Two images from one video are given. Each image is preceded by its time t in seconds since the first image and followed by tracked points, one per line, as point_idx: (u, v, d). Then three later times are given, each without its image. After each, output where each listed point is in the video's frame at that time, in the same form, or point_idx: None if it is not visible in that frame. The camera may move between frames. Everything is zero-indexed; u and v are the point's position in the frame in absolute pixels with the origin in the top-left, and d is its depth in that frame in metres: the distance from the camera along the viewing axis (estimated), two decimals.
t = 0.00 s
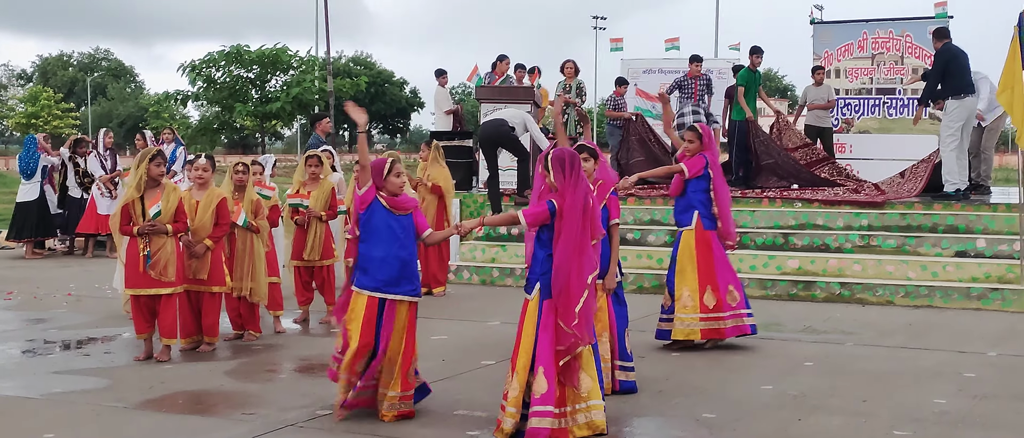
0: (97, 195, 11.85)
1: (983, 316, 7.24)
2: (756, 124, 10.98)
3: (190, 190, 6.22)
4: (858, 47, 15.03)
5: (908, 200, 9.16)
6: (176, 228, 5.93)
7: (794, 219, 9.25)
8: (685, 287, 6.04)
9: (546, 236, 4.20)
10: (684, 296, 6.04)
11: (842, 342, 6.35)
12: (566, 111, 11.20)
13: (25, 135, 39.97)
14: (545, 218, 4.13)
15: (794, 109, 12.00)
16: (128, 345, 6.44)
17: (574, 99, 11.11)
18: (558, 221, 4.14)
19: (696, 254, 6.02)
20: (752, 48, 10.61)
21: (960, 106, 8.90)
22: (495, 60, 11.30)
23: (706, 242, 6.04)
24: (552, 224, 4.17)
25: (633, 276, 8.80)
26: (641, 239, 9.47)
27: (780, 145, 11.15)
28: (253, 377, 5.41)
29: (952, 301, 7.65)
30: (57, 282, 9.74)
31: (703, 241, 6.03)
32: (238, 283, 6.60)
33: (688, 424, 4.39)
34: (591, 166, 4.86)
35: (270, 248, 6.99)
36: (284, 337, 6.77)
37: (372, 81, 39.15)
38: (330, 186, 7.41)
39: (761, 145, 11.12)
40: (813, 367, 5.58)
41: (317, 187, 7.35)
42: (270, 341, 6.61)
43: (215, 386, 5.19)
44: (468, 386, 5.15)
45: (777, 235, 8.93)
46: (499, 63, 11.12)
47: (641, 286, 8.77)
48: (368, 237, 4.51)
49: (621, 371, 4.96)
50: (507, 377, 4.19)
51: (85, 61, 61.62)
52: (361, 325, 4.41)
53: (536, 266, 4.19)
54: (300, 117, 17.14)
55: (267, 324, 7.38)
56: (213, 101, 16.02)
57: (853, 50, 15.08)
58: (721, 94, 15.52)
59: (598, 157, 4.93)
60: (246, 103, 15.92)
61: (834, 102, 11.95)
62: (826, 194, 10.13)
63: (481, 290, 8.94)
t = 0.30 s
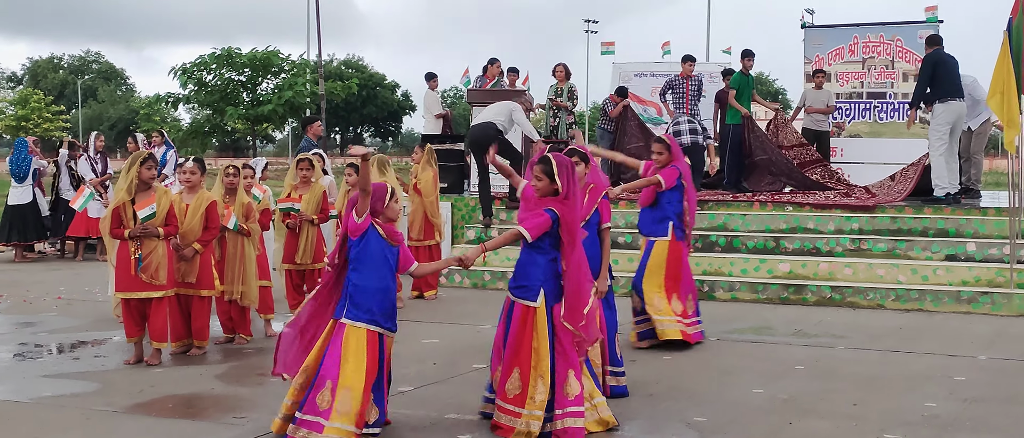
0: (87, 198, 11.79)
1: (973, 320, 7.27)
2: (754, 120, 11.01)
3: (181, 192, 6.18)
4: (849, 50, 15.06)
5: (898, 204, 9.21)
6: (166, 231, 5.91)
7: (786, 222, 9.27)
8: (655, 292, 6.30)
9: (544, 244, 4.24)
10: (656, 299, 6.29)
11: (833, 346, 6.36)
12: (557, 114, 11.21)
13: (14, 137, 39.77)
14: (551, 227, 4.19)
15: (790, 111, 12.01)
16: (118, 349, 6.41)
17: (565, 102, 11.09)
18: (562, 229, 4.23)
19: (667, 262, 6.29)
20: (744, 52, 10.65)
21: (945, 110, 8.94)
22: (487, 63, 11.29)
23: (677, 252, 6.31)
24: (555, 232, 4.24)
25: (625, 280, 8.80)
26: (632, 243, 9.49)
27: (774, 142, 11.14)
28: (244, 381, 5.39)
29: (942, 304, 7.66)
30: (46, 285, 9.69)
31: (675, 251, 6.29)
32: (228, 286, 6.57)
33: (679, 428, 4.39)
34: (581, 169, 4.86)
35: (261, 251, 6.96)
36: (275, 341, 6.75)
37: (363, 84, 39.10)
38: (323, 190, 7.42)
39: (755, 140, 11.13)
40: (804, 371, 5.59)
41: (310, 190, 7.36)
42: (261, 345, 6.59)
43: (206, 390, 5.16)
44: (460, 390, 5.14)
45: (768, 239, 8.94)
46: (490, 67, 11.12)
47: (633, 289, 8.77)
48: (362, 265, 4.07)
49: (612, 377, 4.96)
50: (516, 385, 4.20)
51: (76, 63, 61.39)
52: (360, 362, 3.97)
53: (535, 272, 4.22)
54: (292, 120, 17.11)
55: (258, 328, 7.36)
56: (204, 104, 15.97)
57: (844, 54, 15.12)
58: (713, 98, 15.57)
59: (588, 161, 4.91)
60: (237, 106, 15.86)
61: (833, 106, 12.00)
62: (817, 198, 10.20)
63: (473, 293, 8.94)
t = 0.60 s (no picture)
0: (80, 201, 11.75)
1: (965, 323, 7.29)
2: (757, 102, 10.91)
3: (173, 195, 6.16)
4: (842, 54, 15.15)
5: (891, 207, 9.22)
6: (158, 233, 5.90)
7: (778, 226, 9.29)
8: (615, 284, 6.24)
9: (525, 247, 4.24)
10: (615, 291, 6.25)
11: (826, 349, 6.37)
12: (550, 118, 11.21)
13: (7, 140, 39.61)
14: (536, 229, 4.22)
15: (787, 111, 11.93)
16: (111, 352, 6.39)
17: (558, 105, 11.09)
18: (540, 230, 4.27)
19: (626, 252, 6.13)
20: (738, 54, 10.67)
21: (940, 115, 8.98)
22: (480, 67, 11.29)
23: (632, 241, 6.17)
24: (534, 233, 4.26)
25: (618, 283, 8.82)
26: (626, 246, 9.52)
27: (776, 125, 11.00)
28: (237, 384, 5.37)
29: (935, 308, 7.69)
30: (39, 288, 9.65)
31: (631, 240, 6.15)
32: (221, 289, 6.56)
33: (673, 431, 4.40)
34: (574, 173, 4.85)
35: (254, 255, 6.95)
36: (269, 344, 6.74)
37: (357, 88, 39.07)
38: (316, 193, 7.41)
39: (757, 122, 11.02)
40: (797, 374, 5.60)
41: (303, 193, 7.35)
42: (254, 348, 6.58)
43: (199, 393, 5.15)
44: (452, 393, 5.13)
45: (761, 242, 8.96)
46: (484, 70, 11.12)
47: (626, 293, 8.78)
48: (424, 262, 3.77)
49: (605, 381, 4.95)
50: (512, 388, 4.21)
51: (69, 66, 61.22)
52: (414, 362, 3.73)
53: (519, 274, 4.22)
54: (285, 123, 17.10)
55: (251, 331, 7.34)
56: (197, 107, 15.94)
57: (837, 58, 15.18)
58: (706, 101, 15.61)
59: (582, 165, 4.90)
60: (231, 109, 15.82)
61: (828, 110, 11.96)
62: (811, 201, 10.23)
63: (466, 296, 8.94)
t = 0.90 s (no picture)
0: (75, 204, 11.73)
1: (961, 326, 7.30)
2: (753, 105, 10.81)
3: (170, 199, 6.17)
4: (838, 58, 15.18)
5: (887, 211, 9.17)
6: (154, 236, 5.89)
7: (775, 229, 9.31)
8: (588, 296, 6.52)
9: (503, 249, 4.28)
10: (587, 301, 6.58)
11: (823, 353, 6.38)
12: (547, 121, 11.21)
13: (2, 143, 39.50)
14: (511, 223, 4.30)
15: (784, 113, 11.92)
16: (107, 355, 6.38)
17: (554, 109, 11.11)
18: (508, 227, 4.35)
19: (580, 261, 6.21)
20: (741, 58, 10.69)
21: (935, 121, 9.00)
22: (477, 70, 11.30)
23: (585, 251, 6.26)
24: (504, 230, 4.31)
25: (615, 286, 8.82)
26: (622, 249, 9.52)
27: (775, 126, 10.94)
28: (234, 387, 5.37)
29: (932, 311, 7.70)
30: (35, 292, 9.62)
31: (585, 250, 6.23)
32: (218, 293, 6.56)
33: (669, 434, 4.40)
34: (574, 177, 4.85)
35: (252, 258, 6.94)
36: (265, 347, 6.73)
37: (353, 91, 39.05)
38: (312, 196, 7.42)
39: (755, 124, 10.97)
40: (794, 378, 5.60)
41: (300, 196, 7.35)
42: (250, 351, 6.57)
43: (195, 396, 5.14)
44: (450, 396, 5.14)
45: (757, 246, 8.98)
46: (481, 73, 11.13)
47: (622, 296, 8.78)
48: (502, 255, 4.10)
49: (601, 384, 4.95)
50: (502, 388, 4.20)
51: (65, 69, 61.10)
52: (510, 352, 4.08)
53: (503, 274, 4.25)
54: (282, 126, 17.09)
55: (247, 334, 7.33)
56: (193, 110, 15.91)
57: (833, 61, 15.22)
58: (703, 105, 15.62)
59: (581, 168, 4.92)
60: (227, 112, 15.81)
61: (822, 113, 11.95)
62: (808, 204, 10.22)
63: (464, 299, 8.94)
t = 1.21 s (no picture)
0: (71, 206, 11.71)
1: (959, 328, 7.31)
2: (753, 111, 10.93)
3: (168, 200, 6.16)
4: (835, 59, 15.15)
5: (885, 212, 9.20)
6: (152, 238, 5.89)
7: (772, 231, 9.33)
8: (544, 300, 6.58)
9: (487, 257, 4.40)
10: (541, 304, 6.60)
11: (820, 354, 6.39)
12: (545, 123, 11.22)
13: None
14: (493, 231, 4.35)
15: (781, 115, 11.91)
16: (104, 357, 6.38)
17: (551, 110, 11.12)
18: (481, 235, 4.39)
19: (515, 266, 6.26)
20: (745, 59, 10.70)
21: (931, 121, 9.03)
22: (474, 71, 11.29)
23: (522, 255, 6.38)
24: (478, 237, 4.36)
25: (612, 288, 8.83)
26: (620, 251, 9.53)
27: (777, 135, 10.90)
28: (231, 389, 5.36)
29: (929, 313, 7.70)
30: (31, 293, 9.61)
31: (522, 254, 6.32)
32: (214, 294, 6.56)
33: (666, 436, 4.40)
34: (574, 178, 4.80)
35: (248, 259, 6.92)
36: (262, 349, 6.72)
37: (350, 92, 39.03)
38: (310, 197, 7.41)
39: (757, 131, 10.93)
40: (791, 379, 5.61)
41: (297, 197, 7.34)
42: (247, 353, 6.56)
43: (192, 398, 5.14)
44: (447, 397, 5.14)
45: (755, 247, 8.98)
46: (478, 75, 11.13)
47: (620, 298, 8.79)
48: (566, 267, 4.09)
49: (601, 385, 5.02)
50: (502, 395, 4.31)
51: (62, 70, 61.00)
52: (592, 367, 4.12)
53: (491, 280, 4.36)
54: (279, 128, 17.08)
55: (244, 335, 7.32)
56: (190, 111, 15.88)
57: (830, 63, 15.18)
58: (700, 107, 15.62)
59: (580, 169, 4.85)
60: (224, 114, 15.80)
61: (818, 115, 11.95)
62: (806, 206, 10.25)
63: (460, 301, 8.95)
